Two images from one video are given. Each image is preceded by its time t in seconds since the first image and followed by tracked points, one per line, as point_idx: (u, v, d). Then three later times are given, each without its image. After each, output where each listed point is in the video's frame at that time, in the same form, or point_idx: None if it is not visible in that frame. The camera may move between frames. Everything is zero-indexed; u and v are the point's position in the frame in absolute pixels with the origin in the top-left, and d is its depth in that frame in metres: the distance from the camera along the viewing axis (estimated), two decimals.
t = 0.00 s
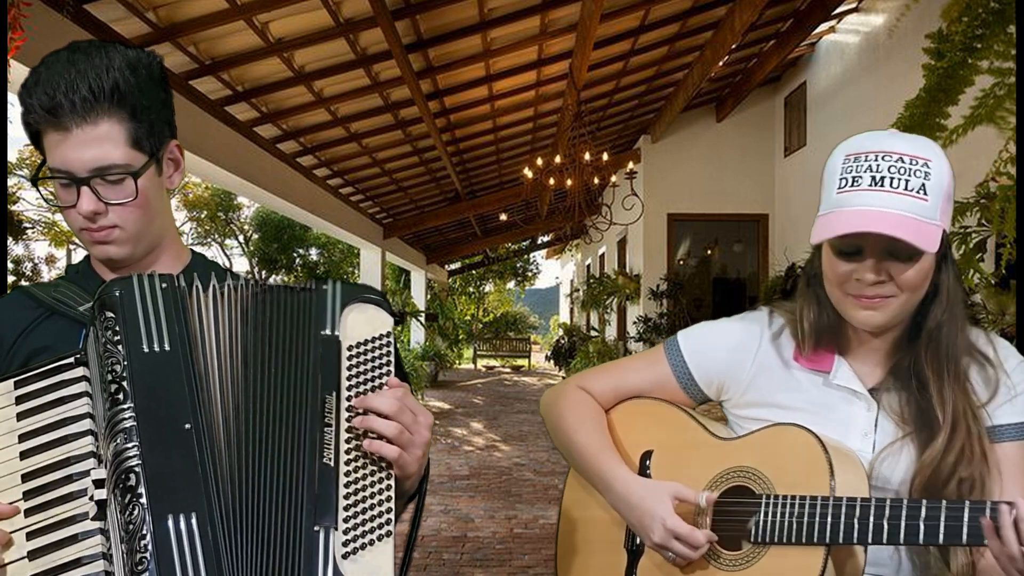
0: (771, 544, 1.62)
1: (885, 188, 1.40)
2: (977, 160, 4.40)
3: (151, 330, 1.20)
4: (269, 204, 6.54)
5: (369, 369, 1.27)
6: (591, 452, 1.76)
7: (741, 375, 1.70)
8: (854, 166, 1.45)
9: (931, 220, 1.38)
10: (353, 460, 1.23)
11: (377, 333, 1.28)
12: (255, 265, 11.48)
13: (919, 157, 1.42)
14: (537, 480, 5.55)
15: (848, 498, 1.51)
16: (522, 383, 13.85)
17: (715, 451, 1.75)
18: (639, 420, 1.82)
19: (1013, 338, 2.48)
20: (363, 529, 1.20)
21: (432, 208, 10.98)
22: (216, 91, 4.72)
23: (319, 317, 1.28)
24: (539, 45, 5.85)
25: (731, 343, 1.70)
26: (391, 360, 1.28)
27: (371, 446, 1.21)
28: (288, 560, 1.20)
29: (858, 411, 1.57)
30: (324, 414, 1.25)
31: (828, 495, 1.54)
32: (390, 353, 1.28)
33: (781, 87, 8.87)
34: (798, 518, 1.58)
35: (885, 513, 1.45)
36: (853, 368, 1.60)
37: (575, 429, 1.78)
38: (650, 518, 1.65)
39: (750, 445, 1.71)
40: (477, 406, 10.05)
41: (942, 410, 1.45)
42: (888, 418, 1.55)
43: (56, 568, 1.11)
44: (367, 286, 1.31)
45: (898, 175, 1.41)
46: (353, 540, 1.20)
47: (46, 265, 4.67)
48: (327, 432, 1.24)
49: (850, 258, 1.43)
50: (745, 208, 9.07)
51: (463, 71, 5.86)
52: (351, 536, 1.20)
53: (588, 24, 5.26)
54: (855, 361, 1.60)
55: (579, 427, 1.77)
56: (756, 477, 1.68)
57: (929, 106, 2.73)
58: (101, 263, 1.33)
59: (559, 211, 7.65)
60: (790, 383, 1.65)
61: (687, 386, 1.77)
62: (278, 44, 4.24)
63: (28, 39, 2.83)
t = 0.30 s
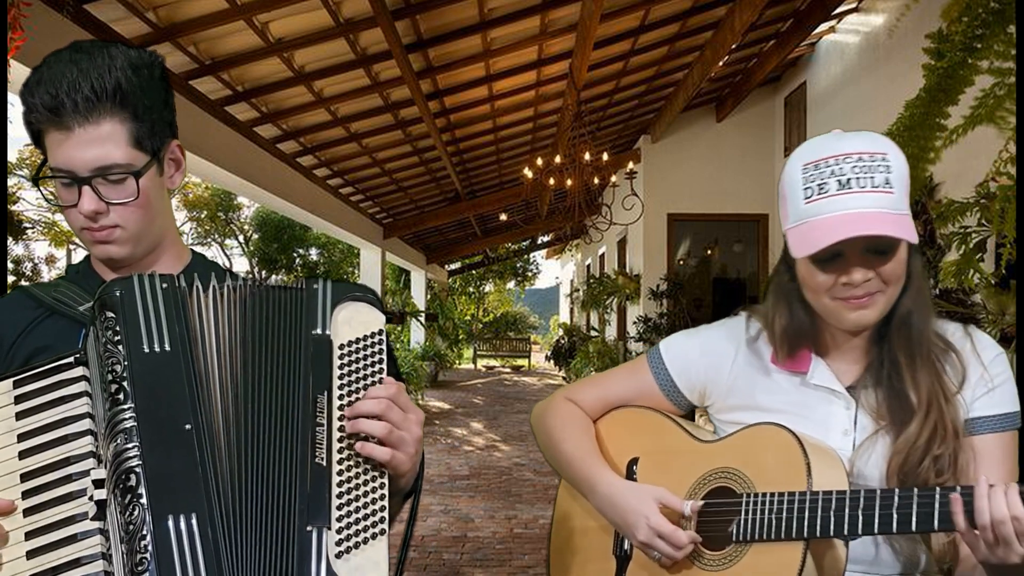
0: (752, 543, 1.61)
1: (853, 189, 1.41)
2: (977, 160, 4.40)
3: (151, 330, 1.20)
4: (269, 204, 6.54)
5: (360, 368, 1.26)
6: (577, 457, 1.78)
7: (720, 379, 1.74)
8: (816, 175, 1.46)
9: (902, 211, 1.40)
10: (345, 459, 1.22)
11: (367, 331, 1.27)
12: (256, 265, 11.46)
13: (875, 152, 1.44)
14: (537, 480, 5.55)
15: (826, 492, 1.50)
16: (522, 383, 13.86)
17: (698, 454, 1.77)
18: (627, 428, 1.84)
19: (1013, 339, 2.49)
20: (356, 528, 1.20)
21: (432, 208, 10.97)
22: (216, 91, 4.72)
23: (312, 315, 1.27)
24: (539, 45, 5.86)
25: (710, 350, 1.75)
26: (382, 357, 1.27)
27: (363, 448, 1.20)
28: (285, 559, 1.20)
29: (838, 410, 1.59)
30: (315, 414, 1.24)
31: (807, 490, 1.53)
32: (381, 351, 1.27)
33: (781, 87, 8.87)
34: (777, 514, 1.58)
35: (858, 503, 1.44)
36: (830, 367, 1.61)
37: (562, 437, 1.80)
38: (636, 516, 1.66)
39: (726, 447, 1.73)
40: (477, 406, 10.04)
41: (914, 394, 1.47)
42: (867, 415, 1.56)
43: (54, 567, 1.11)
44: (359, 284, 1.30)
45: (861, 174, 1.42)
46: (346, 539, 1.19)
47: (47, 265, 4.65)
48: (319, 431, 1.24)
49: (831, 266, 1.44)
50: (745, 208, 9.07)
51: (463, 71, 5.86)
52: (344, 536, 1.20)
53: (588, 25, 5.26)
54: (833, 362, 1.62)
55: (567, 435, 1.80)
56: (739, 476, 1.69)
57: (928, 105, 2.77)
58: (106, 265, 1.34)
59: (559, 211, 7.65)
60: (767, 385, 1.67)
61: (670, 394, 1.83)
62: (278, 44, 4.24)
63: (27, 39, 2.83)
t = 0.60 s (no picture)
0: (735, 542, 1.61)
1: (815, 184, 1.40)
2: (976, 160, 4.40)
3: (151, 331, 1.20)
4: (268, 204, 6.54)
5: (353, 364, 1.26)
6: (564, 465, 1.84)
7: (702, 383, 1.76)
8: (778, 173, 1.45)
9: (865, 202, 1.39)
10: (335, 456, 1.22)
11: (357, 327, 1.27)
12: (256, 265, 11.46)
13: (836, 147, 1.44)
14: (537, 480, 5.55)
15: (801, 487, 1.48)
16: (522, 383, 13.87)
17: (683, 457, 1.80)
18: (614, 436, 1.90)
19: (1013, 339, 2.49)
20: (348, 526, 1.20)
21: (432, 208, 10.97)
22: (216, 91, 4.72)
23: (307, 313, 1.27)
24: (539, 45, 5.86)
25: (689, 355, 1.78)
26: (372, 355, 1.28)
27: (352, 440, 1.20)
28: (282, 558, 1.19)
29: (819, 409, 1.56)
30: (309, 412, 1.24)
31: (784, 486, 1.51)
32: (370, 347, 1.27)
33: (780, 87, 8.85)
34: (757, 512, 1.57)
35: (833, 496, 1.41)
36: (809, 365, 1.58)
37: (550, 446, 1.87)
38: (620, 520, 1.69)
39: (710, 449, 1.74)
40: (477, 406, 10.05)
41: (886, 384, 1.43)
42: (847, 414, 1.52)
43: (53, 568, 1.12)
44: (350, 281, 1.30)
45: (822, 168, 1.41)
46: (338, 536, 1.19)
47: (47, 265, 4.67)
48: (309, 430, 1.23)
49: (799, 261, 1.42)
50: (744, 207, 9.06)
51: (463, 71, 5.86)
52: (335, 533, 1.19)
53: (588, 25, 5.26)
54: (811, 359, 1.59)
55: (554, 444, 1.86)
56: (722, 477, 1.69)
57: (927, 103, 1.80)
58: (107, 264, 1.34)
59: (558, 211, 7.65)
60: (747, 386, 1.67)
61: (657, 401, 1.86)
62: (278, 44, 4.24)
63: (27, 39, 2.83)
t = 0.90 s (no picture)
0: (730, 542, 1.62)
1: (800, 185, 1.41)
2: (976, 160, 4.40)
3: (154, 332, 1.20)
4: (268, 204, 6.54)
5: (351, 366, 1.26)
6: (557, 470, 1.85)
7: (695, 385, 1.76)
8: (763, 177, 1.47)
9: (851, 200, 1.41)
10: (330, 458, 1.22)
11: (346, 328, 1.28)
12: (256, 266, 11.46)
13: (817, 148, 1.45)
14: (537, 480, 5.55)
15: (794, 487, 1.48)
16: (522, 383, 13.87)
17: (677, 460, 1.81)
18: (607, 439, 1.91)
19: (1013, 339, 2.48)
20: (343, 528, 1.20)
21: (432, 208, 10.97)
22: (216, 91, 4.72)
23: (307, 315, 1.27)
24: (539, 45, 5.86)
25: (681, 358, 1.78)
26: (364, 357, 1.28)
27: (343, 441, 1.20)
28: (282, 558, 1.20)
29: (812, 408, 1.56)
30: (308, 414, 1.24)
31: (776, 487, 1.52)
32: (361, 348, 1.28)
33: (780, 87, 8.86)
34: (750, 513, 1.57)
35: (825, 496, 1.42)
36: (801, 365, 1.58)
37: (543, 451, 1.88)
38: (613, 524, 1.70)
39: (702, 450, 1.75)
40: (477, 406, 10.05)
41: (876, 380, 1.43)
42: (840, 413, 1.52)
43: (55, 569, 1.12)
44: (341, 282, 1.31)
45: (806, 170, 1.42)
46: (334, 538, 1.19)
47: (47, 265, 4.67)
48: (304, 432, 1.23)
49: (791, 261, 1.43)
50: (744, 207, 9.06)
51: (463, 71, 5.85)
52: (330, 535, 1.19)
53: (588, 25, 5.26)
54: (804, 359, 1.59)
55: (547, 448, 1.88)
56: (714, 479, 1.70)
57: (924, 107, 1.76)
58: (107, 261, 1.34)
59: (558, 211, 7.65)
60: (740, 387, 1.66)
61: (652, 403, 1.86)
62: (278, 44, 4.24)
63: (28, 39, 2.83)
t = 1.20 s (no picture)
0: (748, 544, 1.60)
1: (830, 175, 1.41)
2: (976, 160, 4.40)
3: (155, 332, 1.21)
4: (268, 204, 6.53)
5: (354, 367, 1.26)
6: (567, 465, 1.79)
7: (710, 380, 1.73)
8: (792, 167, 1.47)
9: (879, 194, 1.40)
10: (330, 460, 1.22)
11: (350, 330, 1.27)
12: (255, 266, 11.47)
13: (847, 142, 1.46)
14: (537, 480, 5.55)
15: (817, 491, 1.48)
16: (522, 383, 13.87)
17: (691, 457, 1.77)
18: (618, 432, 1.86)
19: (1013, 339, 2.48)
20: (342, 530, 1.20)
21: (432, 208, 10.97)
22: (216, 91, 4.71)
23: (309, 317, 1.27)
24: (539, 45, 5.85)
25: (696, 354, 1.75)
26: (369, 358, 1.28)
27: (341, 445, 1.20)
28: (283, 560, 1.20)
29: (828, 406, 1.56)
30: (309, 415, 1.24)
31: (797, 491, 1.52)
32: (363, 350, 1.28)
33: (781, 87, 8.86)
34: (771, 514, 1.56)
35: (850, 501, 1.42)
36: (820, 363, 1.58)
37: (551, 445, 1.83)
38: (627, 523, 1.66)
39: (718, 449, 1.72)
40: (477, 406, 10.05)
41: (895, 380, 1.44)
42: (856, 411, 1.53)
43: (53, 569, 1.12)
44: (344, 283, 1.30)
45: (835, 161, 1.42)
46: (332, 539, 1.19)
47: (47, 265, 4.68)
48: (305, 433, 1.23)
49: (815, 252, 1.42)
50: (744, 207, 9.07)
51: (463, 71, 5.86)
52: (329, 536, 1.19)
53: (588, 25, 5.26)
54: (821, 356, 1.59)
55: (556, 442, 1.82)
56: (732, 478, 1.68)
57: (950, 97, 2.13)
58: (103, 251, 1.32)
59: (558, 211, 7.66)
60: (757, 385, 1.66)
61: (665, 397, 1.83)
62: (278, 44, 4.24)
63: (28, 39, 2.83)
